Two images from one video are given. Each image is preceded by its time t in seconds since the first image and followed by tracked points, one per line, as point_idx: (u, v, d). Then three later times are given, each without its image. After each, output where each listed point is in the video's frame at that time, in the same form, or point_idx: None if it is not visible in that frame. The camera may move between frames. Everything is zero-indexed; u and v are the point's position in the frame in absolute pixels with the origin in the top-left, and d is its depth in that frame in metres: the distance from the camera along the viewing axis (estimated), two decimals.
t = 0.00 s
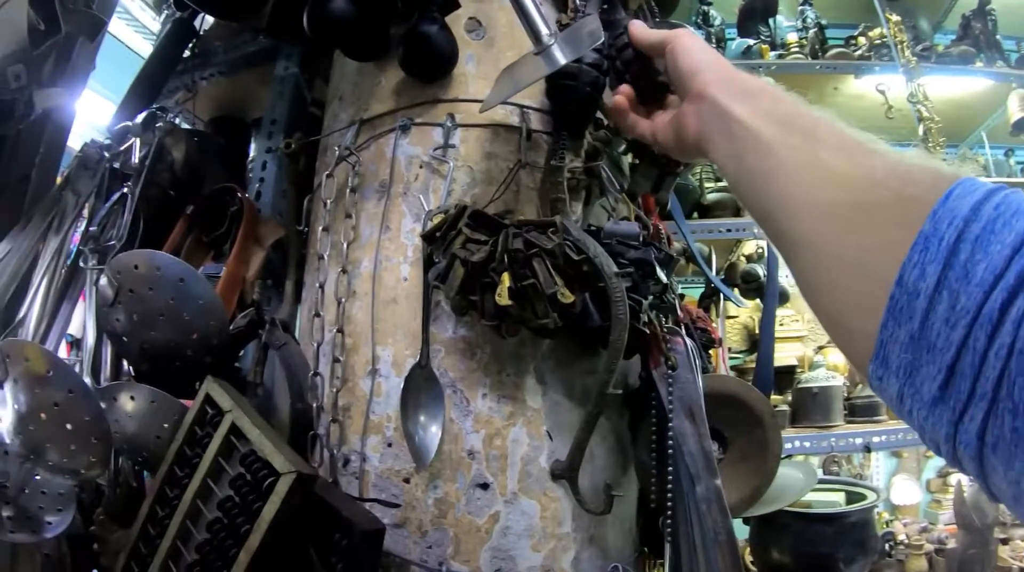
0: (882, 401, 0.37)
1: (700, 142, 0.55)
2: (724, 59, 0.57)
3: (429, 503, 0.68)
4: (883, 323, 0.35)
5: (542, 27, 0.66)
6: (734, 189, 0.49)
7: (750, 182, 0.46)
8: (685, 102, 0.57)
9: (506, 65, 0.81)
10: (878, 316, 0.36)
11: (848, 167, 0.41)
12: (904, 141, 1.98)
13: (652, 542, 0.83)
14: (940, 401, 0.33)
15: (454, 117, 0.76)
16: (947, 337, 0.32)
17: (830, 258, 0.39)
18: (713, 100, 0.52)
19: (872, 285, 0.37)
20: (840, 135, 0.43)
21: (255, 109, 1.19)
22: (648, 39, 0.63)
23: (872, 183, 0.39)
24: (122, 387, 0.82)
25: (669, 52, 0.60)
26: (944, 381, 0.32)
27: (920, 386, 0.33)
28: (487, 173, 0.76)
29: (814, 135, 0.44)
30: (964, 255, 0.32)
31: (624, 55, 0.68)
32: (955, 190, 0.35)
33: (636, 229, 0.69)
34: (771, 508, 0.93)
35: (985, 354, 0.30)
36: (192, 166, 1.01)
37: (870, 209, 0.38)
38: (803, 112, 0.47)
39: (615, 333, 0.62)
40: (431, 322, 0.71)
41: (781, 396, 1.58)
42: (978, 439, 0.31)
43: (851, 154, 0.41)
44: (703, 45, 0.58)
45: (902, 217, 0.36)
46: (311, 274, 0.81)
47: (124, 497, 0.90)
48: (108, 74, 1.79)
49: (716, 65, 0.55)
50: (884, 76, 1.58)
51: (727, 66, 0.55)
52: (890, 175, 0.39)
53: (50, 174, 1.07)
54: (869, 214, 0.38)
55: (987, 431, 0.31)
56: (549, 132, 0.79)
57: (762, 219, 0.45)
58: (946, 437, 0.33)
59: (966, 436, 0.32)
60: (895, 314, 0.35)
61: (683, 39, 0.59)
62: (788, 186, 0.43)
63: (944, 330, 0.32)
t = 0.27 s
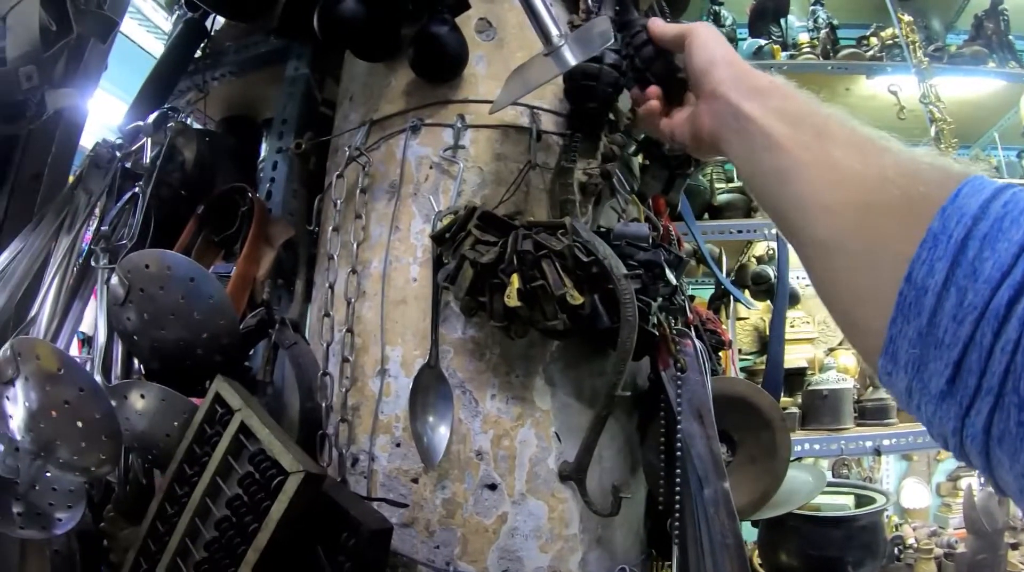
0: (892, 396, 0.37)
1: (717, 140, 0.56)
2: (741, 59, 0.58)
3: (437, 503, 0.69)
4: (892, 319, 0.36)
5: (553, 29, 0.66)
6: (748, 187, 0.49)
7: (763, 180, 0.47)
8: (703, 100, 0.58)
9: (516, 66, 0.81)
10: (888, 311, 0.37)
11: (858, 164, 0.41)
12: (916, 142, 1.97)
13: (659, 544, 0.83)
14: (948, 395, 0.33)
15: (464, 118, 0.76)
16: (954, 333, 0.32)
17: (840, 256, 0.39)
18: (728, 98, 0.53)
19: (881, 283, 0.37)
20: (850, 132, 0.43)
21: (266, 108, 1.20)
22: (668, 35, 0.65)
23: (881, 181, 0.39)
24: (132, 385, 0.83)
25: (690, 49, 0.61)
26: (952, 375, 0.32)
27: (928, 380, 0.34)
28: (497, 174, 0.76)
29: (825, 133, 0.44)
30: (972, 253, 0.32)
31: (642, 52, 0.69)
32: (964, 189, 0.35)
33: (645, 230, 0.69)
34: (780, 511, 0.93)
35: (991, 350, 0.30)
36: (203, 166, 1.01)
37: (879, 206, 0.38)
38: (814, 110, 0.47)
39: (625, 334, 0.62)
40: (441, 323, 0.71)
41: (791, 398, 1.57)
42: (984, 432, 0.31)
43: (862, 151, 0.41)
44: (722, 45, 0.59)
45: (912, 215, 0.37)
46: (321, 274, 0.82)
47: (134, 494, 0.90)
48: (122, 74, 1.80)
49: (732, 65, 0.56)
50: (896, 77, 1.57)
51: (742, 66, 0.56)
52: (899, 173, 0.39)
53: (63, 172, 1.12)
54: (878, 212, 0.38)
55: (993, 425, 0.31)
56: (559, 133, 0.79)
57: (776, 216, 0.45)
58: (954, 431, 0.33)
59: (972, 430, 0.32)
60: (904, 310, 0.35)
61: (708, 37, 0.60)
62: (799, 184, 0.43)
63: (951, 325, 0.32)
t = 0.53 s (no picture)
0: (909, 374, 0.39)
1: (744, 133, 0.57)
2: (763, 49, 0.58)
3: (447, 500, 0.69)
4: (909, 301, 0.37)
5: (569, 27, 0.66)
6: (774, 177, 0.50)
7: (787, 171, 0.48)
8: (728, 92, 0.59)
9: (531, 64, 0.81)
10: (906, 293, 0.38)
11: (877, 154, 0.41)
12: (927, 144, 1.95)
13: (668, 543, 0.83)
14: (961, 372, 0.34)
15: (479, 115, 0.76)
16: (967, 313, 0.33)
17: (861, 243, 0.41)
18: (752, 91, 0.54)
19: (901, 269, 0.38)
20: (871, 122, 0.44)
21: (277, 103, 1.21)
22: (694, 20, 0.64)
23: (899, 169, 0.40)
24: (143, 379, 0.82)
25: (716, 41, 0.62)
26: (965, 354, 0.34)
27: (943, 359, 0.35)
28: (511, 172, 0.76)
29: (847, 123, 0.45)
30: (985, 237, 0.33)
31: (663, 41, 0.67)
32: (979, 176, 0.36)
33: (660, 230, 0.68)
34: (788, 512, 0.93)
35: (1002, 329, 0.32)
36: (216, 161, 1.02)
37: (898, 194, 0.39)
38: (835, 100, 0.48)
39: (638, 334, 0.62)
40: (453, 320, 0.71)
41: (798, 399, 1.57)
42: (996, 407, 0.33)
43: (882, 140, 0.42)
44: (745, 36, 0.60)
45: (929, 202, 0.38)
46: (333, 270, 0.82)
47: (143, 488, 0.90)
48: (132, 68, 1.81)
49: (754, 56, 0.57)
50: (908, 78, 1.56)
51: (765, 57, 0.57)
52: (917, 161, 0.39)
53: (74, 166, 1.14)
54: (896, 200, 0.39)
55: (1005, 401, 0.32)
56: (574, 132, 0.79)
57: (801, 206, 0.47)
58: (967, 407, 0.35)
59: (984, 406, 0.33)
60: (920, 292, 0.36)
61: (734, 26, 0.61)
62: (821, 174, 0.44)
63: (965, 306, 0.33)
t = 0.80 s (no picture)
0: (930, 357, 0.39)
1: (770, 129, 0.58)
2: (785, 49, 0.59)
3: (456, 494, 0.69)
4: (927, 284, 0.37)
5: (581, 24, 0.66)
6: (798, 172, 0.51)
7: (811, 166, 0.49)
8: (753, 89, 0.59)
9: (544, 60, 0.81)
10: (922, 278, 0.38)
11: (895, 145, 0.42)
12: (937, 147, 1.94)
13: (674, 541, 0.83)
14: (977, 350, 0.34)
15: (492, 111, 0.76)
16: (982, 293, 0.33)
17: (878, 232, 0.41)
18: (776, 89, 0.55)
19: (915, 254, 0.38)
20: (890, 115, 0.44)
21: (288, 96, 1.21)
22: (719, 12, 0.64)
23: (915, 159, 0.40)
24: (152, 369, 0.83)
25: (739, 38, 0.63)
26: (980, 332, 0.34)
27: (960, 339, 0.35)
28: (524, 168, 0.76)
29: (867, 117, 0.45)
30: (999, 220, 0.33)
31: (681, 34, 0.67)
32: (992, 164, 0.36)
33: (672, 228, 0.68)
34: (794, 512, 0.93)
35: (1015, 307, 0.32)
36: (225, 156, 1.02)
37: (913, 183, 0.40)
38: (858, 96, 0.48)
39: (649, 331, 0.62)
40: (464, 315, 0.71)
41: (803, 400, 1.57)
42: (1010, 384, 0.33)
43: (899, 131, 0.42)
44: (767, 35, 0.61)
45: (942, 189, 0.38)
46: (344, 264, 0.82)
47: (151, 479, 0.91)
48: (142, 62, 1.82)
49: (777, 55, 0.58)
50: (918, 81, 1.56)
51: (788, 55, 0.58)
52: (933, 151, 0.40)
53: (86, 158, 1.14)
54: (912, 189, 0.39)
55: (1020, 377, 0.32)
56: (588, 129, 0.78)
57: (825, 200, 0.47)
58: (983, 385, 0.34)
59: (999, 383, 0.33)
60: (937, 275, 0.36)
61: (757, 25, 0.62)
62: (842, 167, 0.45)
63: (980, 286, 0.33)
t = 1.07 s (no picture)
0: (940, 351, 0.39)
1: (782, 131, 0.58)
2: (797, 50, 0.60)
3: (462, 490, 0.69)
4: (936, 279, 0.37)
5: (593, 22, 0.66)
6: (811, 172, 0.51)
7: (823, 166, 0.49)
8: (766, 90, 0.60)
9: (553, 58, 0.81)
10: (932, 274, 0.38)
11: (905, 144, 0.42)
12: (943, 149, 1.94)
13: (678, 540, 0.83)
14: (985, 342, 0.34)
15: (501, 108, 0.76)
16: (989, 286, 0.33)
17: (889, 230, 0.41)
18: (789, 90, 0.55)
19: (925, 251, 0.39)
20: (901, 115, 0.45)
21: (296, 91, 1.21)
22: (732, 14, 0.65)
23: (925, 158, 0.40)
24: (159, 363, 0.83)
25: (752, 41, 0.63)
26: (987, 325, 0.34)
27: (968, 331, 0.35)
28: (532, 165, 0.76)
29: (879, 117, 0.46)
30: (1006, 215, 0.33)
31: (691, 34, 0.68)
32: (998, 161, 0.36)
33: (680, 227, 0.68)
34: (797, 512, 0.93)
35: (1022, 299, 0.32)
36: (231, 148, 1.02)
37: (923, 181, 0.40)
38: (870, 97, 0.49)
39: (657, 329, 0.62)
40: (472, 312, 0.71)
41: (806, 400, 1.57)
42: (1018, 374, 0.33)
43: (909, 131, 0.43)
44: (780, 38, 0.61)
45: (951, 187, 0.38)
46: (351, 259, 0.82)
47: (156, 472, 0.90)
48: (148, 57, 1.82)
49: (789, 57, 0.58)
50: (924, 82, 1.56)
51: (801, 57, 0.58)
52: (942, 149, 0.40)
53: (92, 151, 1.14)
54: (921, 187, 0.40)
55: None
56: (597, 128, 0.78)
57: (837, 199, 0.47)
58: (991, 375, 0.34)
59: (1007, 373, 0.33)
60: (946, 269, 0.37)
61: (771, 29, 0.63)
62: (852, 166, 0.45)
63: (987, 279, 0.34)
